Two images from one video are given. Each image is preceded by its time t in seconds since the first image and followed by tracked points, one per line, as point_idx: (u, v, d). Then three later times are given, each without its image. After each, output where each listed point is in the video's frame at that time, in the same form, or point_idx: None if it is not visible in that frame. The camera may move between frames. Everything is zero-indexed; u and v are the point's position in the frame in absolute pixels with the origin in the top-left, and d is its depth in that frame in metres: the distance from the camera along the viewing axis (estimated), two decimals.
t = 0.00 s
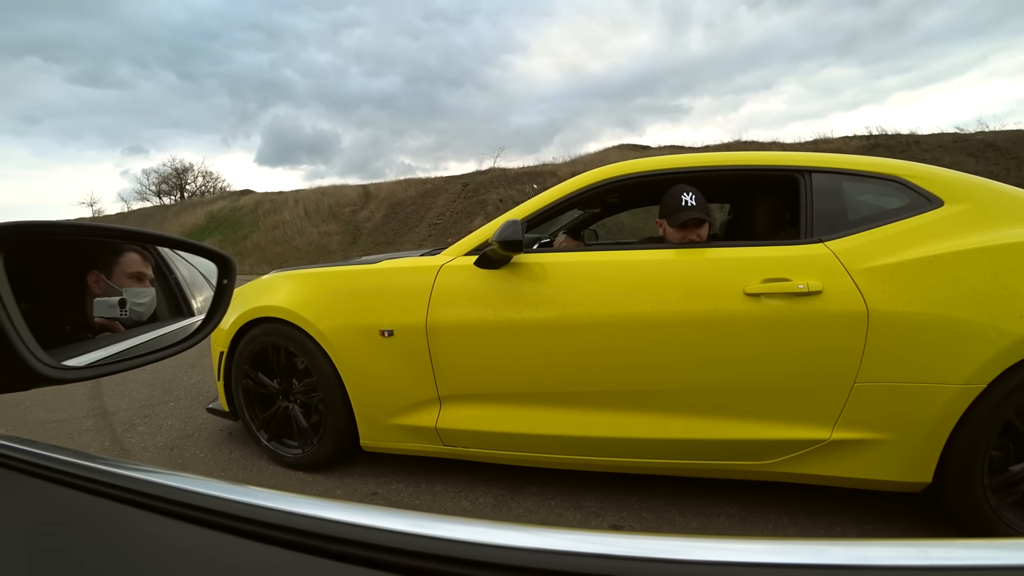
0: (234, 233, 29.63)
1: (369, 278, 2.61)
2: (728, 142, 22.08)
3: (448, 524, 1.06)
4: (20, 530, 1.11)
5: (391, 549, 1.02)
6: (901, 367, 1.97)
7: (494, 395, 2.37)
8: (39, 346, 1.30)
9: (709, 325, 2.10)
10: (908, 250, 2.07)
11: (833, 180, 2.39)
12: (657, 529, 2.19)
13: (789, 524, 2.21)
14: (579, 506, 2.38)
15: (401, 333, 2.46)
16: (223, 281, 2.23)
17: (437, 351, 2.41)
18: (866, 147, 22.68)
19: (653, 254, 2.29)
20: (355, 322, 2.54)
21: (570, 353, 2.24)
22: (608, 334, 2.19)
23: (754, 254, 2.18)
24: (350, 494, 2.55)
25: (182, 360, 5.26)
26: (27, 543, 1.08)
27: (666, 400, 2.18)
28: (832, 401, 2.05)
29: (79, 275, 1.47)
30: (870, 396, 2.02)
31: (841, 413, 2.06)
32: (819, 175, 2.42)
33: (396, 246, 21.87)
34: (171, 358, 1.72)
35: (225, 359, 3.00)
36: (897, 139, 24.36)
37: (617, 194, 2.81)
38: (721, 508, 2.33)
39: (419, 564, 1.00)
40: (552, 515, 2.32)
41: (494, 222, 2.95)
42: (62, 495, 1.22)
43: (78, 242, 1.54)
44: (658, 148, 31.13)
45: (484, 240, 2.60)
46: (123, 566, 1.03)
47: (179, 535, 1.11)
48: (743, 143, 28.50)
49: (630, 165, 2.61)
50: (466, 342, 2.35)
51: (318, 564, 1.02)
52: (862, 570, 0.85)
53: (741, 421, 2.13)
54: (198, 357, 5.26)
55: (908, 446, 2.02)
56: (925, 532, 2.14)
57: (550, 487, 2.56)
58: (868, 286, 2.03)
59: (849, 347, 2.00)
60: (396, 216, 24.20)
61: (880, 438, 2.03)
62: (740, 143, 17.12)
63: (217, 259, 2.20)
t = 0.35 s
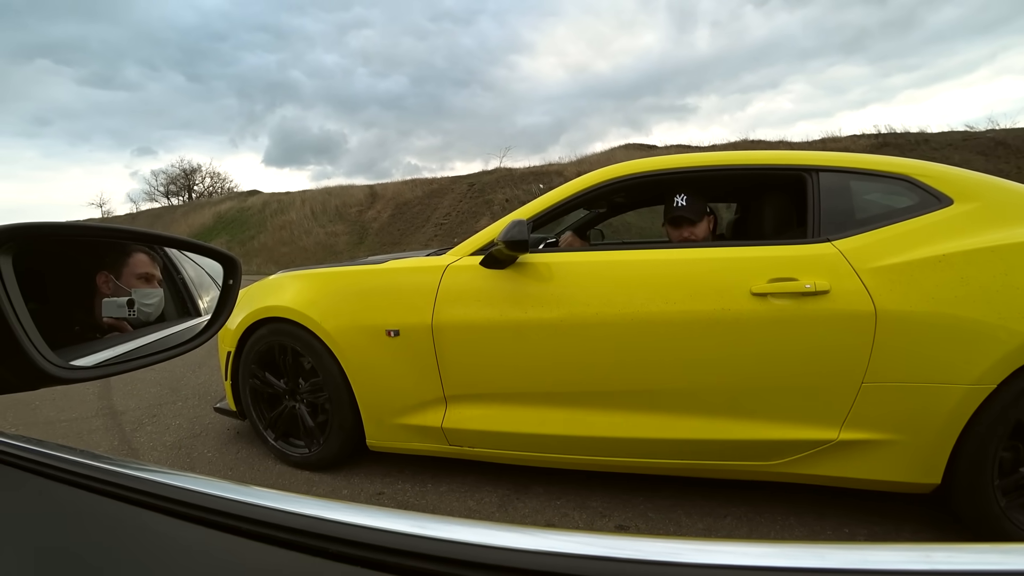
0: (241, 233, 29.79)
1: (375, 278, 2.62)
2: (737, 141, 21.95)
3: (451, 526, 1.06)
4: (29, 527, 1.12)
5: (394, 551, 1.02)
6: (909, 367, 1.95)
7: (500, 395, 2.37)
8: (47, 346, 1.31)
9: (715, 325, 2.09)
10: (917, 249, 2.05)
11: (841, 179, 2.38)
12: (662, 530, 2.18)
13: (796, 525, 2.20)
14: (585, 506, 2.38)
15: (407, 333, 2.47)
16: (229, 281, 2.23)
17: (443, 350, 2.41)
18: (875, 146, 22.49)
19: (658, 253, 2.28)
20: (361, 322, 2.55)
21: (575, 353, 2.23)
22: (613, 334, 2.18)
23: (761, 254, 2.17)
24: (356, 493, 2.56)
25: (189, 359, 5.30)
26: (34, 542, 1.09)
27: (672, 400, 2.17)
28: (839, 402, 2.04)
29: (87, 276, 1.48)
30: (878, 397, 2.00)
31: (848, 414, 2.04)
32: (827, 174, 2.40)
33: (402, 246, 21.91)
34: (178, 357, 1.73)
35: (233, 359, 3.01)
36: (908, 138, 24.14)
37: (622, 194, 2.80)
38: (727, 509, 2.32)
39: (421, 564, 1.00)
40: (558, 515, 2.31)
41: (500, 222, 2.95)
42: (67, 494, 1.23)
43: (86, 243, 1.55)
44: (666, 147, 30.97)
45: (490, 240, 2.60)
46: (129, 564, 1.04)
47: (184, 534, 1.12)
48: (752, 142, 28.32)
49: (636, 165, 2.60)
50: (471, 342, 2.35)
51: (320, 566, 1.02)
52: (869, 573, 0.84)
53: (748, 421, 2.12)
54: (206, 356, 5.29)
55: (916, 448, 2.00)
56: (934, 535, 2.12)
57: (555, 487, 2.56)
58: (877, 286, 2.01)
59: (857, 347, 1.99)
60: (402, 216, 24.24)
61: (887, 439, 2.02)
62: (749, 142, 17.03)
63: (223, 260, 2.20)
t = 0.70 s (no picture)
0: (247, 234, 29.94)
1: (381, 277, 2.62)
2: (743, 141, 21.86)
3: (458, 521, 1.07)
4: (39, 523, 1.13)
5: (401, 546, 1.03)
6: (917, 367, 1.94)
7: (505, 394, 2.37)
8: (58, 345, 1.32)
9: (721, 324, 2.08)
10: (925, 249, 2.04)
11: (848, 178, 2.36)
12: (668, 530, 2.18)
13: (803, 526, 2.19)
14: (590, 506, 2.37)
15: (413, 333, 2.47)
16: (237, 281, 2.25)
17: (448, 350, 2.42)
18: (883, 145, 22.37)
19: (663, 253, 2.28)
20: (367, 321, 2.56)
21: (580, 353, 2.23)
22: (619, 333, 2.18)
23: (767, 253, 2.16)
24: (362, 492, 2.56)
25: (195, 360, 5.33)
26: (44, 536, 1.10)
27: (678, 399, 2.16)
28: (846, 401, 2.03)
29: (97, 276, 1.49)
30: (885, 397, 1.99)
31: (856, 414, 2.03)
32: (834, 173, 2.39)
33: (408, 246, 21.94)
34: (187, 356, 1.74)
35: (239, 359, 3.03)
36: (915, 137, 23.98)
37: (628, 194, 2.79)
38: (734, 510, 2.31)
39: (428, 560, 1.01)
40: (563, 515, 2.31)
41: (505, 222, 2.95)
42: (77, 489, 1.24)
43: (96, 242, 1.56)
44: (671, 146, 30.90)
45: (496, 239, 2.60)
46: (139, 558, 1.05)
47: (191, 529, 1.12)
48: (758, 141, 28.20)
49: (641, 164, 2.60)
50: (476, 342, 2.36)
51: (329, 560, 1.03)
52: (878, 570, 0.84)
53: (754, 421, 2.12)
54: (212, 356, 5.32)
55: (924, 448, 1.99)
56: (942, 536, 2.11)
57: (561, 487, 2.56)
58: (884, 286, 2.00)
59: (864, 347, 1.98)
60: (407, 216, 24.27)
61: (895, 439, 2.00)
62: (754, 141, 16.96)
63: (232, 260, 2.24)
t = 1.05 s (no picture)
0: (253, 235, 30.07)
1: (385, 278, 2.63)
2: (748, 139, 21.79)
3: (459, 523, 1.07)
4: (46, 523, 1.14)
5: (402, 547, 1.03)
6: (922, 366, 1.93)
7: (508, 395, 2.37)
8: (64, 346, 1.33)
9: (725, 324, 2.08)
10: (930, 248, 2.02)
11: (853, 177, 2.35)
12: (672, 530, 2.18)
13: (808, 527, 2.18)
14: (594, 507, 2.37)
15: (416, 334, 2.48)
16: (240, 281, 2.25)
17: (452, 351, 2.42)
18: (889, 143, 22.25)
19: (667, 253, 2.27)
20: (371, 322, 2.56)
21: (584, 353, 2.23)
22: (622, 334, 2.18)
23: (771, 253, 2.15)
24: (366, 493, 2.57)
25: (201, 360, 5.36)
26: (50, 536, 1.11)
27: (681, 400, 2.16)
28: (850, 401, 2.02)
29: (105, 278, 1.50)
30: (890, 397, 1.98)
31: (860, 414, 2.02)
32: (839, 172, 2.38)
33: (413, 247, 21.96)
34: (191, 357, 1.75)
35: (244, 359, 3.04)
36: (922, 135, 23.84)
37: (632, 193, 2.79)
38: (738, 510, 2.31)
39: (428, 561, 1.01)
40: (567, 516, 2.31)
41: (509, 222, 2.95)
42: (82, 489, 1.25)
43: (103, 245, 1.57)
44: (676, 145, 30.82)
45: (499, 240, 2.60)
46: (143, 559, 1.06)
47: (195, 530, 1.13)
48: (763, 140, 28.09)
49: (645, 164, 2.59)
50: (480, 342, 2.36)
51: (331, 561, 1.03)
52: (879, 571, 0.84)
53: (758, 421, 2.11)
54: (218, 357, 5.35)
55: (930, 448, 1.98)
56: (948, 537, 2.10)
57: (564, 487, 2.56)
58: (888, 285, 1.99)
59: (868, 347, 1.97)
60: (412, 217, 24.31)
61: (900, 440, 1.99)
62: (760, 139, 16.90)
63: (234, 261, 2.24)
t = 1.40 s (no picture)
0: (257, 236, 30.15)
1: (389, 279, 2.64)
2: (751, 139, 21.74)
3: (465, 519, 1.07)
4: (55, 521, 1.15)
5: (410, 542, 1.03)
6: (928, 366, 1.92)
7: (512, 395, 2.37)
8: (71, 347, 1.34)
9: (729, 325, 2.08)
10: (936, 248, 2.02)
11: (858, 177, 2.35)
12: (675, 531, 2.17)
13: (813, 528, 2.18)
14: (598, 508, 2.37)
15: (420, 334, 2.48)
16: (246, 282, 2.24)
17: (456, 351, 2.42)
18: (894, 143, 22.16)
19: (671, 254, 2.27)
20: (375, 323, 2.57)
21: (588, 354, 2.23)
22: (626, 334, 2.18)
23: (775, 253, 2.15)
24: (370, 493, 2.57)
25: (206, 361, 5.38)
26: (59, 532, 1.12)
27: (686, 400, 2.16)
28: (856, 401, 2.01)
29: (111, 278, 1.51)
30: (895, 397, 1.97)
31: (866, 414, 2.01)
32: (843, 172, 2.37)
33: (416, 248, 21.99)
34: (198, 357, 1.76)
35: (249, 360, 3.05)
36: (927, 134, 23.74)
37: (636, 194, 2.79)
38: (742, 512, 2.30)
39: (434, 556, 1.01)
40: (570, 516, 2.31)
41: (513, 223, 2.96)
42: (89, 487, 1.26)
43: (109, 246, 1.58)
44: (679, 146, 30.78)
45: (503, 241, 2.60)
46: (151, 556, 1.06)
47: (202, 527, 1.14)
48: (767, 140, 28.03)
49: (649, 164, 2.59)
50: (484, 343, 2.36)
51: (337, 557, 1.04)
52: (883, 568, 0.84)
53: (762, 422, 2.10)
54: (222, 358, 5.36)
55: (935, 449, 1.97)
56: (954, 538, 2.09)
57: (568, 488, 2.56)
58: (894, 286, 1.98)
59: (874, 347, 1.96)
60: (416, 218, 24.34)
61: (906, 440, 1.99)
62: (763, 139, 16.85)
63: (240, 261, 2.23)
